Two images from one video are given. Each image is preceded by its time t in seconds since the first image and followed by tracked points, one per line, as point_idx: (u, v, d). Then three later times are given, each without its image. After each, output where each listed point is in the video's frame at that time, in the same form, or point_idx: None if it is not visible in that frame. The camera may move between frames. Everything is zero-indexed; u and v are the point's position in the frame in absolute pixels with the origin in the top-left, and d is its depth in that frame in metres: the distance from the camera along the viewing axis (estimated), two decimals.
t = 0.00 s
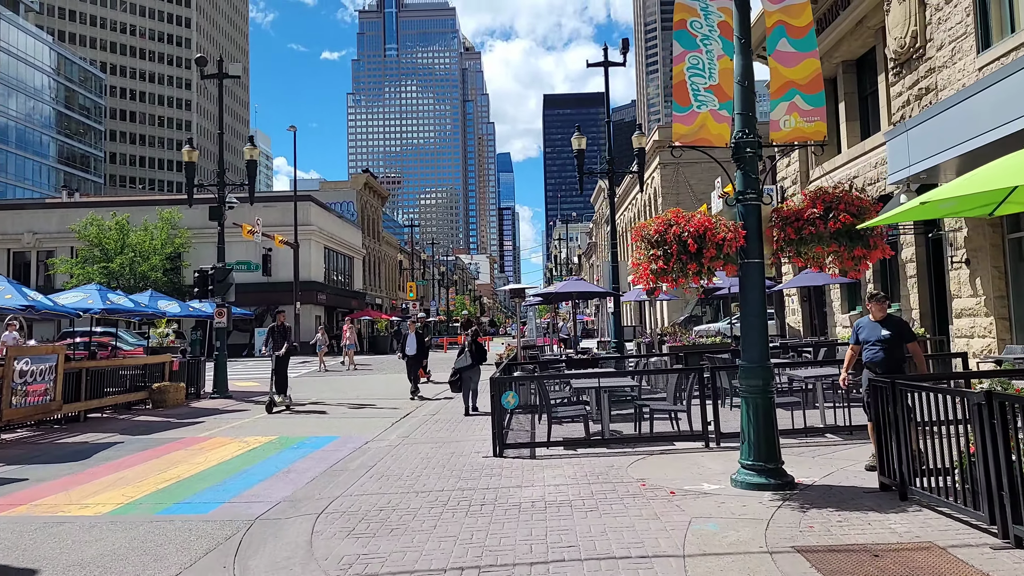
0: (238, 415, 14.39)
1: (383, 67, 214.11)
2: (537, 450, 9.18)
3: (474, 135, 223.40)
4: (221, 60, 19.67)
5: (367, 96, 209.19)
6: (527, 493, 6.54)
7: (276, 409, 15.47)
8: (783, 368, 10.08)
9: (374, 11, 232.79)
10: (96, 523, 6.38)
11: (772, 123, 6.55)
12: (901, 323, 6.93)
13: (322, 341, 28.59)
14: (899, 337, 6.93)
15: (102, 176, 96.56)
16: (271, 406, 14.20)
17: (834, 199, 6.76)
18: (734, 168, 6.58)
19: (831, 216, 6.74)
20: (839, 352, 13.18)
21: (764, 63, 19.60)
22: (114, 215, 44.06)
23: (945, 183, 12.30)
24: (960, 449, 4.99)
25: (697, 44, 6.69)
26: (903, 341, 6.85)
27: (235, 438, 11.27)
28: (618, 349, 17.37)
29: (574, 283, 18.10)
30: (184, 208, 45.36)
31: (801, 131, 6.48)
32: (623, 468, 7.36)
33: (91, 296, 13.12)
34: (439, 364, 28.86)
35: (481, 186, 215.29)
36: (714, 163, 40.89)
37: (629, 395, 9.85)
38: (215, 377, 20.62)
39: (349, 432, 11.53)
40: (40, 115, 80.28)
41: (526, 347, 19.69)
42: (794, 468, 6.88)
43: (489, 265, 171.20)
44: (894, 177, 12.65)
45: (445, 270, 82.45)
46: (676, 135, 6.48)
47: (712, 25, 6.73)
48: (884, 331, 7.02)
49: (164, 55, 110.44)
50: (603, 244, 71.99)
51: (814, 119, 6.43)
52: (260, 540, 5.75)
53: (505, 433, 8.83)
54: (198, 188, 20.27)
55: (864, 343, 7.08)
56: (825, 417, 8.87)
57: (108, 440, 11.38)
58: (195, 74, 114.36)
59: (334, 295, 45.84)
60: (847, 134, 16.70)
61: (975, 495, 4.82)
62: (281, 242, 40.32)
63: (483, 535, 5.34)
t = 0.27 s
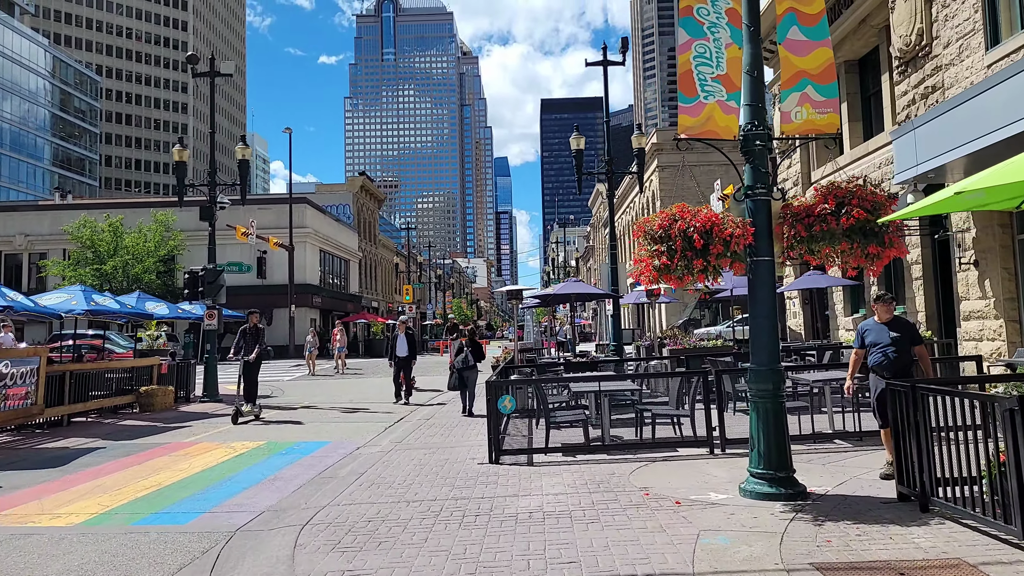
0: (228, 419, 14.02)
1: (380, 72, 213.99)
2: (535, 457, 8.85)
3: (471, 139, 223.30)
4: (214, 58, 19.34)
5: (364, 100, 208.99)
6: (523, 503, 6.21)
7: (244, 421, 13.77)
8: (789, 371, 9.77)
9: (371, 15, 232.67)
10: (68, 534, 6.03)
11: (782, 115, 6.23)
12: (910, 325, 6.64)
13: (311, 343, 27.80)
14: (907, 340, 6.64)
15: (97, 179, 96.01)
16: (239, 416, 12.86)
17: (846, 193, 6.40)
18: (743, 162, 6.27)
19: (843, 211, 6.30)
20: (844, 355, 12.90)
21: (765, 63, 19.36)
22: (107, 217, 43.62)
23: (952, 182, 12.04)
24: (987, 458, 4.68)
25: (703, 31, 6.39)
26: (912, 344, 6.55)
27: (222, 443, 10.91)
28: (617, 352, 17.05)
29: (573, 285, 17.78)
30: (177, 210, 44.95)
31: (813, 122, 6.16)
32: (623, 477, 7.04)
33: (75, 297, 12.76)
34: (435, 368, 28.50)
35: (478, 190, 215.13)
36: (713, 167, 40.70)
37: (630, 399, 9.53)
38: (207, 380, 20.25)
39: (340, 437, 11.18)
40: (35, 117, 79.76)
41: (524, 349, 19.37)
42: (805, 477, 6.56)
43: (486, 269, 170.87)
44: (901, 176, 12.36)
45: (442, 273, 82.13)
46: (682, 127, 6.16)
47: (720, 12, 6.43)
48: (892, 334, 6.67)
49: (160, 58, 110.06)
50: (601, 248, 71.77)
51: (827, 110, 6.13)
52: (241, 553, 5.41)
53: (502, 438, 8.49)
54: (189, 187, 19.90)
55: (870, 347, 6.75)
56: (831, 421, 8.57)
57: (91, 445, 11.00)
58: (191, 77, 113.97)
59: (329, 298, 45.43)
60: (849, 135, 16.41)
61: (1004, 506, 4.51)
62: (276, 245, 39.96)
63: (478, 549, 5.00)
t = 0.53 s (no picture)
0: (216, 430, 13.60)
1: (377, 78, 213.87)
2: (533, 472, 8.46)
3: (468, 145, 223.31)
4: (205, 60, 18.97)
5: (361, 106, 208.93)
6: (521, 524, 5.82)
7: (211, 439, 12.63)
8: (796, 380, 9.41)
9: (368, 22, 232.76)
10: (31, 558, 5.62)
11: (793, 110, 5.88)
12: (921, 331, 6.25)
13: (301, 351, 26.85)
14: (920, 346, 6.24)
15: (91, 185, 95.46)
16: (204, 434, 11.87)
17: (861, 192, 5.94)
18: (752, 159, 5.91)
19: (858, 211, 5.75)
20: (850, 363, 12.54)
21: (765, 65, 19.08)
22: (99, 223, 43.18)
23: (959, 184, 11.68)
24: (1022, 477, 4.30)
25: (711, 22, 6.09)
26: (923, 352, 6.15)
27: (207, 456, 10.49)
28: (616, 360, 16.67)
29: (570, 291, 17.39)
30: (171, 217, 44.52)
31: (825, 118, 5.76)
32: (626, 493, 6.64)
33: (56, 306, 12.36)
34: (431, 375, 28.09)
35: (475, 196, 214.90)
36: (711, 172, 40.42)
37: (632, 410, 9.16)
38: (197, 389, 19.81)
39: (331, 449, 10.78)
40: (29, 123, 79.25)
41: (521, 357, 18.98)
42: (819, 494, 6.18)
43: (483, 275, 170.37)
44: (907, 178, 11.99)
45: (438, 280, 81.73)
46: (686, 121, 5.81)
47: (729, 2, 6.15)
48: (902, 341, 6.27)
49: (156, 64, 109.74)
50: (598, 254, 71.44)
51: (841, 105, 5.73)
52: None
53: (498, 452, 8.10)
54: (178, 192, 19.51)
55: (879, 354, 6.37)
56: (842, 432, 8.19)
57: (71, 458, 10.58)
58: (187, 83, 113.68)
59: (324, 305, 44.98)
60: (852, 137, 16.11)
61: None
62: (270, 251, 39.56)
63: None
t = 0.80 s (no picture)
0: (206, 435, 13.23)
1: (375, 81, 213.92)
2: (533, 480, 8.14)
3: (465, 149, 223.29)
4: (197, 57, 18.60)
5: (358, 110, 208.94)
6: (522, 536, 5.48)
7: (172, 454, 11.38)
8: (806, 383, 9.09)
9: (366, 26, 232.92)
10: None
11: (811, 100, 5.56)
12: (936, 333, 5.89)
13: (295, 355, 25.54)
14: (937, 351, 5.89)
15: (86, 188, 95.00)
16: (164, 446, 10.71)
17: (884, 184, 5.44)
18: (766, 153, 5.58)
19: (880, 205, 5.41)
20: (858, 367, 12.25)
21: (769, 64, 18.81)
22: (93, 225, 42.78)
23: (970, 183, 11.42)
24: None
25: (722, 6, 5.68)
26: (938, 357, 5.78)
27: (195, 463, 10.15)
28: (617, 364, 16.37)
29: (570, 292, 17.07)
30: (165, 219, 44.14)
31: (843, 108, 5.50)
32: (633, 503, 6.31)
33: (41, 307, 12.01)
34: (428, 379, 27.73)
35: (472, 200, 214.78)
36: (711, 175, 40.15)
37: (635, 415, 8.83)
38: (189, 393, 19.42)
39: (324, 456, 10.42)
40: (25, 125, 78.89)
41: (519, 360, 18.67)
42: (837, 506, 5.85)
43: (481, 279, 170.01)
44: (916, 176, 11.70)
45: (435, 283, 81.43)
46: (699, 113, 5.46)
47: None
48: (912, 346, 5.94)
49: (153, 66, 109.44)
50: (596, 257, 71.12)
51: (861, 94, 5.47)
52: None
53: (496, 458, 7.78)
54: (170, 192, 19.14)
55: (890, 357, 6.05)
56: (855, 438, 7.89)
57: (53, 464, 10.20)
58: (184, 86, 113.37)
59: (320, 308, 44.61)
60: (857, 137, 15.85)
61: None
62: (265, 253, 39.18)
63: None
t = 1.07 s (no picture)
0: (196, 443, 12.86)
1: (373, 85, 213.87)
2: (535, 492, 7.81)
3: (464, 152, 223.15)
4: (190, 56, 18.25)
5: (356, 113, 208.79)
6: (526, 556, 5.13)
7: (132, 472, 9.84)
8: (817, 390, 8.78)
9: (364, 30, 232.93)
10: None
11: (831, 91, 5.35)
12: (947, 342, 5.42)
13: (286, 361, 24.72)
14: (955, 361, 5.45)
15: (83, 191, 94.59)
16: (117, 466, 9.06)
17: (910, 180, 5.17)
18: (785, 147, 5.28)
19: (907, 202, 5.14)
20: (868, 374, 11.98)
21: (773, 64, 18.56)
22: (87, 228, 42.39)
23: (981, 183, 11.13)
24: None
25: None
26: (948, 367, 5.40)
27: (184, 473, 9.78)
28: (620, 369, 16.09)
29: (570, 295, 16.75)
30: (160, 222, 43.76)
31: (866, 100, 5.23)
32: (642, 520, 5.96)
33: (26, 311, 11.64)
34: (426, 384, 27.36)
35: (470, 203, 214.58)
36: (710, 178, 39.86)
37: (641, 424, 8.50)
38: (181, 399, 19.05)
39: (318, 465, 10.07)
40: (21, 128, 78.52)
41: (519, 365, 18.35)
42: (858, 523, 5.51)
43: (479, 282, 169.70)
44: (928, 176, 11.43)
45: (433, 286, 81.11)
46: (713, 104, 5.18)
47: None
48: (923, 356, 5.60)
49: (150, 69, 109.15)
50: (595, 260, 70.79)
51: (886, 85, 5.19)
52: None
53: (497, 470, 7.43)
54: (161, 193, 18.77)
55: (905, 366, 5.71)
56: (872, 448, 7.56)
57: (36, 474, 9.83)
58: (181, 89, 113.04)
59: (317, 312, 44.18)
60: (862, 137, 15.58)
61: None
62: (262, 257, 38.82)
63: None
